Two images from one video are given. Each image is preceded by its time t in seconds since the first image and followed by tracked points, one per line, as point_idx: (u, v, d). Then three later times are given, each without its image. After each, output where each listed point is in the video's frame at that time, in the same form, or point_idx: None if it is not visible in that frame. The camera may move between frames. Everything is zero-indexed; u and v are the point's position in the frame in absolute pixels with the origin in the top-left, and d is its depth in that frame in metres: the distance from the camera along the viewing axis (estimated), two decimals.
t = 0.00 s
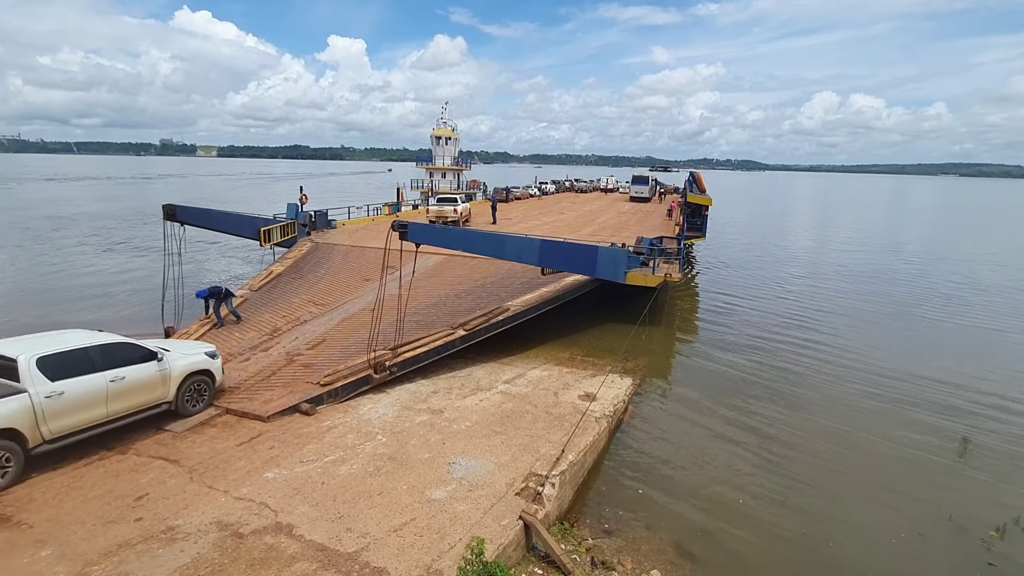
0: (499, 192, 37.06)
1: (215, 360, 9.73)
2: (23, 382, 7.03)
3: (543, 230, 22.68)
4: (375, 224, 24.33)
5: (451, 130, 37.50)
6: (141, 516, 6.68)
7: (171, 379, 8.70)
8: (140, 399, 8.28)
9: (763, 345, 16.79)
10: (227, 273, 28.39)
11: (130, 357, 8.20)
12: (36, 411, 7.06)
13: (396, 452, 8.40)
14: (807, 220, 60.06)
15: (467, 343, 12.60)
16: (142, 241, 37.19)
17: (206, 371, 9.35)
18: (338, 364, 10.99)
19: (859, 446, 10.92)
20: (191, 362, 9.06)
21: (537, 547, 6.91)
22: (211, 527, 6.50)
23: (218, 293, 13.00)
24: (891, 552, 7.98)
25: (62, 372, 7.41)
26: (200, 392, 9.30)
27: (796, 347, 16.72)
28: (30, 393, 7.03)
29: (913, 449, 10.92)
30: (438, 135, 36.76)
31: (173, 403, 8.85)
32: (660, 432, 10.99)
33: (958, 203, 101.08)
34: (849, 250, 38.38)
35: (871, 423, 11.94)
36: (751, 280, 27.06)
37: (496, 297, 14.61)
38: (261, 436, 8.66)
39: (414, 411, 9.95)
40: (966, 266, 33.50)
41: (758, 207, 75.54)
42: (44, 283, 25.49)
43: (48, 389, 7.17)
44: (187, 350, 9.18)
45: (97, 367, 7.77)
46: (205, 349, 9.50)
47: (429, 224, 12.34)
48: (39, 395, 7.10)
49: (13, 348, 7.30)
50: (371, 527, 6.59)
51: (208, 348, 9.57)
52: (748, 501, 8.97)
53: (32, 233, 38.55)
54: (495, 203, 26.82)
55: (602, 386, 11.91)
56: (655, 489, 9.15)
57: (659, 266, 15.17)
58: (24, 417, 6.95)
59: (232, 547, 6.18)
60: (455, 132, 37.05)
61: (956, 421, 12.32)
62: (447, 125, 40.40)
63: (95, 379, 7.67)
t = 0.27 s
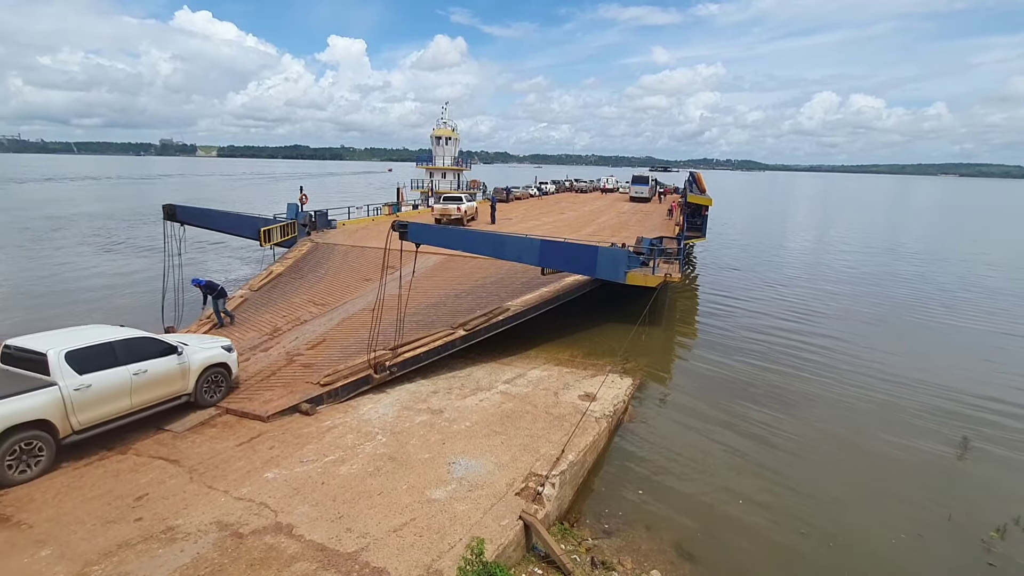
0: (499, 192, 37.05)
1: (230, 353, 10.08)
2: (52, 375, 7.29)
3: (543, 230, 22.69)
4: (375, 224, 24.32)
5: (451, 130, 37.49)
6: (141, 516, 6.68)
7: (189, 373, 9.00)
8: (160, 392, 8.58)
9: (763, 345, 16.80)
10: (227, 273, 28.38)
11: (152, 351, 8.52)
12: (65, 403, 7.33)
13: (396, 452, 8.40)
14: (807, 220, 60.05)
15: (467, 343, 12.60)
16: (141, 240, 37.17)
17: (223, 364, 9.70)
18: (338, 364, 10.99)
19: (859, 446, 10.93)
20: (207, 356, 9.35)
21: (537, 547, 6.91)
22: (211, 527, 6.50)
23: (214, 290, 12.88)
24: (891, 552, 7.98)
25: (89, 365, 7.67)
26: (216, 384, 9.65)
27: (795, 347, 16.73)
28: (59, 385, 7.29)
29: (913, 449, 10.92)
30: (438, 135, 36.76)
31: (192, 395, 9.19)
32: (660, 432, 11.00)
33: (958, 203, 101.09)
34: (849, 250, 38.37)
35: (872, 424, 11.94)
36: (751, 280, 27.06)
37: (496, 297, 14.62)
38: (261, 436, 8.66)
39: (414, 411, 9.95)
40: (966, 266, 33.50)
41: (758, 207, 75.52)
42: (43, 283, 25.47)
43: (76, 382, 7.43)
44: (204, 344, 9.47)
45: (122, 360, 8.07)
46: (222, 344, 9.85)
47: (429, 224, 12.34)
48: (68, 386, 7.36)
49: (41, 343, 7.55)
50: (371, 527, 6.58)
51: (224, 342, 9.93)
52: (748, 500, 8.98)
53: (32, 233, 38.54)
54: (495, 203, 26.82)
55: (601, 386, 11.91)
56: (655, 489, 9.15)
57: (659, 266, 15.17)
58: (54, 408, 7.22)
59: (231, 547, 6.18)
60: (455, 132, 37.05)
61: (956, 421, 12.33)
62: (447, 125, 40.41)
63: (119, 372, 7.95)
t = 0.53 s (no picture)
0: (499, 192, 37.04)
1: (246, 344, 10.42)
2: (80, 368, 7.63)
3: (543, 230, 22.70)
4: (375, 224, 24.32)
5: (451, 130, 37.49)
6: (140, 516, 6.67)
7: (207, 363, 9.36)
8: (181, 382, 8.94)
9: (762, 345, 16.81)
10: (227, 273, 28.37)
11: (171, 343, 8.84)
12: (93, 394, 7.68)
13: (396, 453, 8.40)
14: (807, 220, 60.06)
15: (467, 343, 12.60)
16: (141, 241, 37.14)
17: (240, 354, 10.03)
18: (338, 364, 10.99)
19: (859, 446, 10.94)
20: (224, 346, 9.72)
21: (537, 547, 6.91)
22: (211, 527, 6.50)
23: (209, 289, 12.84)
24: (890, 553, 7.97)
25: (113, 359, 8.00)
26: (234, 373, 9.99)
27: (795, 347, 16.73)
28: (87, 377, 7.64)
29: (913, 449, 10.92)
30: (438, 135, 36.76)
31: (211, 384, 9.53)
32: (660, 431, 11.02)
33: (957, 203, 101.13)
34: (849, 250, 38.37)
35: (871, 424, 11.94)
36: (751, 281, 27.07)
37: (496, 297, 14.63)
38: (261, 436, 8.67)
39: (415, 411, 9.95)
40: (965, 266, 33.50)
41: (758, 208, 75.52)
42: (43, 283, 25.45)
43: (103, 373, 7.79)
44: (220, 336, 9.82)
45: (143, 353, 8.40)
46: (236, 335, 10.18)
47: (430, 225, 12.33)
48: (95, 379, 7.71)
49: (67, 339, 7.88)
50: (371, 527, 6.58)
51: (239, 334, 10.26)
52: (747, 500, 8.99)
53: (31, 234, 38.51)
54: (495, 203, 26.81)
55: (602, 386, 11.91)
56: (654, 489, 9.16)
57: (659, 266, 15.18)
58: (84, 399, 7.57)
59: (231, 547, 6.18)
60: (455, 132, 37.06)
61: (955, 421, 12.33)
62: (447, 125, 40.41)
63: (143, 364, 8.30)
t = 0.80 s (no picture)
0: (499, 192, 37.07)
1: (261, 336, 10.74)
2: (109, 362, 7.95)
3: (543, 230, 22.71)
4: (375, 224, 24.32)
5: (451, 131, 37.51)
6: (141, 516, 6.67)
7: (225, 355, 9.70)
8: (202, 373, 9.28)
9: (762, 345, 16.81)
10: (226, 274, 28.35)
11: (191, 336, 9.17)
12: (122, 386, 8.01)
13: (396, 453, 8.40)
14: (807, 220, 60.03)
15: (467, 343, 12.60)
16: (140, 241, 37.11)
17: (256, 346, 10.38)
18: (339, 364, 10.99)
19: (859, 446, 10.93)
20: (241, 339, 10.04)
21: (537, 547, 6.91)
22: (211, 527, 6.50)
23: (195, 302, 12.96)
24: (889, 553, 7.97)
25: (138, 352, 8.31)
26: (251, 363, 10.35)
27: (795, 347, 16.72)
28: (117, 370, 7.96)
29: (914, 449, 10.91)
30: (438, 135, 36.76)
31: (229, 374, 9.89)
32: (660, 431, 11.02)
33: (957, 203, 101.13)
34: (849, 250, 38.33)
35: (872, 424, 11.93)
36: (751, 281, 27.07)
37: (496, 297, 14.64)
38: (261, 437, 8.67)
39: (415, 411, 9.95)
40: (965, 266, 33.49)
41: (757, 208, 75.53)
42: (42, 284, 25.42)
43: (130, 367, 8.10)
44: (236, 328, 10.14)
45: (166, 346, 8.72)
46: (252, 327, 10.52)
47: (430, 224, 12.33)
48: (123, 372, 8.02)
49: (95, 333, 8.18)
50: (372, 528, 6.58)
51: (254, 325, 10.59)
52: (747, 500, 8.98)
53: (31, 234, 38.46)
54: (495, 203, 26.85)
55: (602, 386, 11.91)
56: (654, 489, 9.15)
57: (659, 266, 15.17)
58: (114, 391, 7.89)
59: (232, 547, 6.18)
60: (455, 132, 37.08)
61: (955, 421, 12.33)
62: (447, 126, 40.42)
63: (167, 357, 8.64)
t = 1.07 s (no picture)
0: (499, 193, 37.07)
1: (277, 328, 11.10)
2: (137, 355, 8.30)
3: (543, 230, 22.72)
4: (375, 224, 24.32)
5: (451, 131, 37.51)
6: (141, 517, 6.67)
7: (244, 347, 10.05)
8: (224, 365, 9.65)
9: (762, 345, 16.80)
10: (226, 274, 28.32)
11: (213, 330, 9.52)
12: (151, 378, 8.37)
13: (396, 453, 8.39)
14: (807, 220, 59.99)
15: (468, 343, 12.60)
16: (140, 241, 37.06)
17: (272, 338, 10.74)
18: (339, 365, 10.99)
19: (859, 446, 10.92)
20: (258, 332, 10.39)
21: (538, 547, 6.91)
22: (211, 528, 6.50)
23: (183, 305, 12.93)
24: (890, 552, 7.96)
25: (164, 346, 8.67)
26: (268, 354, 10.71)
27: (795, 348, 16.72)
28: (145, 363, 8.31)
29: (914, 449, 10.91)
30: (438, 135, 36.76)
31: (248, 365, 10.26)
32: (660, 432, 11.01)
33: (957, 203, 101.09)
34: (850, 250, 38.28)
35: (872, 424, 11.92)
36: (750, 281, 27.06)
37: (496, 297, 14.64)
38: (261, 437, 8.67)
39: (415, 411, 9.95)
40: (965, 266, 33.47)
41: (757, 207, 75.49)
42: (41, 285, 25.37)
43: (157, 360, 8.46)
44: (253, 321, 10.49)
45: (190, 340, 9.08)
46: (268, 319, 10.88)
47: (430, 224, 12.33)
48: (152, 365, 8.38)
49: (122, 329, 8.54)
50: (372, 528, 6.58)
51: (270, 318, 10.95)
52: (747, 500, 8.98)
53: (30, 235, 38.41)
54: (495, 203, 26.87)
55: (602, 386, 11.91)
56: (654, 489, 9.14)
57: (659, 266, 15.15)
58: (143, 383, 8.25)
59: (232, 548, 6.17)
60: (455, 132, 37.09)
61: (955, 421, 12.32)
62: (447, 126, 40.42)
63: (191, 350, 9.00)
